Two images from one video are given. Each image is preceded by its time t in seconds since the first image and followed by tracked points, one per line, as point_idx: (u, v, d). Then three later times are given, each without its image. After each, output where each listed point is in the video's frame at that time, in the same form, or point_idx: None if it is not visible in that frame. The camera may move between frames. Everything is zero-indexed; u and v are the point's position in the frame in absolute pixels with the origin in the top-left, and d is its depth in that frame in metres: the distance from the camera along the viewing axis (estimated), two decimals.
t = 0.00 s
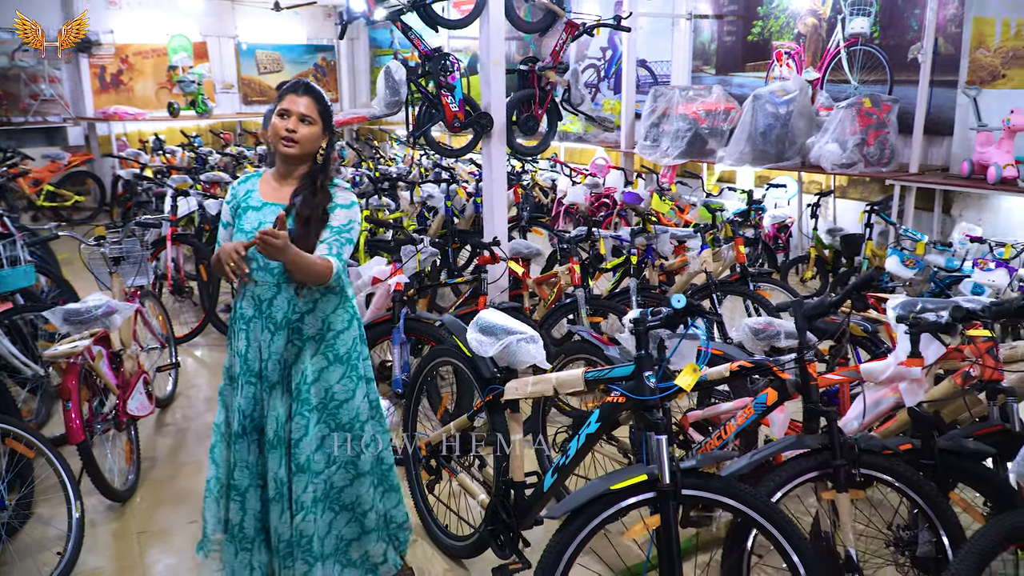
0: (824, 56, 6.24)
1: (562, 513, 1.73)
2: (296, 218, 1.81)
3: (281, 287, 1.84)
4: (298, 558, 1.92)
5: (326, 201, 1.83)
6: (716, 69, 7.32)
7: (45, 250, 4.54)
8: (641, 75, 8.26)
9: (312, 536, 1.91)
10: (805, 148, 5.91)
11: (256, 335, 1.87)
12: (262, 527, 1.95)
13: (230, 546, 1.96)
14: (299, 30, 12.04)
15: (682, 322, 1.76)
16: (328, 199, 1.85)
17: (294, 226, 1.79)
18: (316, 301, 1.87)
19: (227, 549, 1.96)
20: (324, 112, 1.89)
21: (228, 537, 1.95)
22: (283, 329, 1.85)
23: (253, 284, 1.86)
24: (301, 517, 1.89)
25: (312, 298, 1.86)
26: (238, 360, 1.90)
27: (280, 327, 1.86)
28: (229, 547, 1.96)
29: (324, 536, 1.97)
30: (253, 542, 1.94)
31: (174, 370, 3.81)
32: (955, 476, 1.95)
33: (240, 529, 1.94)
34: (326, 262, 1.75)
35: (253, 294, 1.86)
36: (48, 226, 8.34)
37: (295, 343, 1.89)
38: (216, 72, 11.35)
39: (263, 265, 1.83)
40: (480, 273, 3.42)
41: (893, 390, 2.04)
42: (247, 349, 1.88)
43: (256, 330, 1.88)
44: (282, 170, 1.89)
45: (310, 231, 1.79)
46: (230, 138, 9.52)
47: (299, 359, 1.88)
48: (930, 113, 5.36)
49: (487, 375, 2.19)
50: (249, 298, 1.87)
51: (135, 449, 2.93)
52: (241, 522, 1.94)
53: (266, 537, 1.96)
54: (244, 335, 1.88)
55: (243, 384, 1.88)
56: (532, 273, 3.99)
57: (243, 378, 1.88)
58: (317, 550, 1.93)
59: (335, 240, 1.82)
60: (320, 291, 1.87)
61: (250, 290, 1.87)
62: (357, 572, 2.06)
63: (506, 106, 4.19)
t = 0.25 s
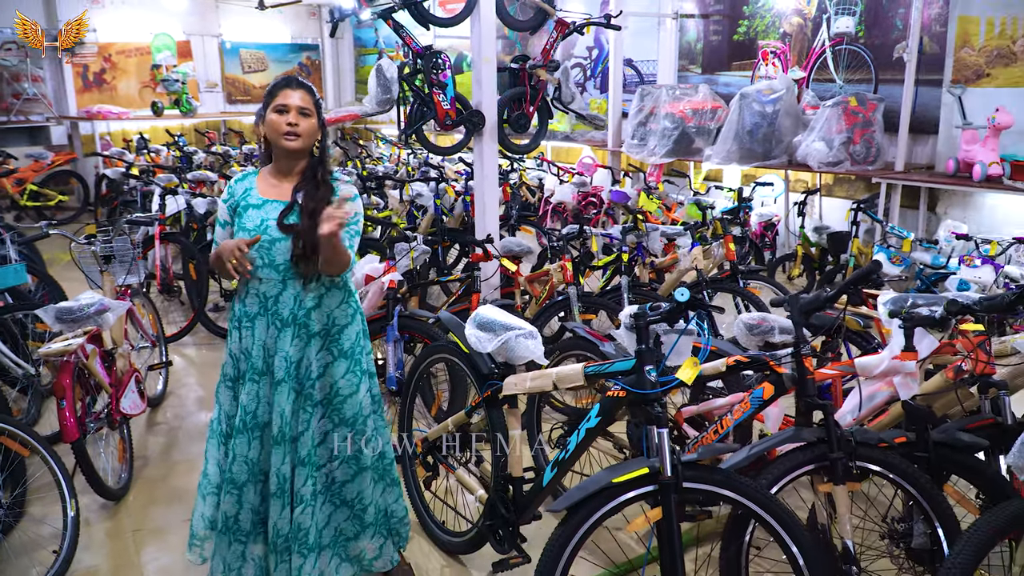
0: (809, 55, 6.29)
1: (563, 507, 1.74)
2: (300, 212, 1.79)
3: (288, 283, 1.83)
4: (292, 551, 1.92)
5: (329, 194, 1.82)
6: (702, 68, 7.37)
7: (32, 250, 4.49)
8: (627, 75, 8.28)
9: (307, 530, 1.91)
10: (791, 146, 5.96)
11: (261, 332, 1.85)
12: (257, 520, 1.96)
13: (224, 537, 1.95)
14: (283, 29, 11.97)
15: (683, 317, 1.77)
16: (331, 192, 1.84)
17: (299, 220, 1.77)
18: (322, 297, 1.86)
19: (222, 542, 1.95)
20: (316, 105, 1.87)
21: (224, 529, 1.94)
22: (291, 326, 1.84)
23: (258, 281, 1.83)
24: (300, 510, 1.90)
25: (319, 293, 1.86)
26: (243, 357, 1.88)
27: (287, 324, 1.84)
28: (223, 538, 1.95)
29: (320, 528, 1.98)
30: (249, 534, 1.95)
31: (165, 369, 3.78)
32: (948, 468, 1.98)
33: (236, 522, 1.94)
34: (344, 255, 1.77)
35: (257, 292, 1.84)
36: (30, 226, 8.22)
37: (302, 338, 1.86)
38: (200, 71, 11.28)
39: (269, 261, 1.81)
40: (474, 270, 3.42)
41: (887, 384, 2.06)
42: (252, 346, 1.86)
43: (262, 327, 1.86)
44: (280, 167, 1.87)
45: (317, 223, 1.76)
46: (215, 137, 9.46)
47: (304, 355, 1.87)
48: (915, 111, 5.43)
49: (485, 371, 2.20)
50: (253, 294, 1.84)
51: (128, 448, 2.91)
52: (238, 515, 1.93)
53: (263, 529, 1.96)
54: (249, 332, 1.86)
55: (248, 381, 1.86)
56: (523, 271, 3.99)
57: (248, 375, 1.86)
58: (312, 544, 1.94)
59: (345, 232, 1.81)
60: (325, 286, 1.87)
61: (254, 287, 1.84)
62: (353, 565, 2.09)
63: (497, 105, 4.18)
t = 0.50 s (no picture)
0: (797, 54, 6.34)
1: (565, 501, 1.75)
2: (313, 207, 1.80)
3: (307, 279, 1.83)
4: (303, 546, 1.90)
5: (342, 188, 1.83)
6: (691, 68, 7.41)
7: (21, 249, 4.47)
8: (616, 74, 8.31)
9: (319, 525, 1.90)
10: (780, 145, 5.99)
11: (280, 330, 1.85)
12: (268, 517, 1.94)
13: (235, 535, 1.93)
14: (270, 29, 11.93)
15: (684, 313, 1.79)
16: (342, 186, 1.85)
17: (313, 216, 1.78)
18: (339, 290, 1.88)
19: (234, 541, 1.93)
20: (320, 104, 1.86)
21: (236, 526, 1.92)
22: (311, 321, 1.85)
23: (275, 278, 1.83)
24: (315, 505, 1.89)
25: (336, 287, 1.87)
26: (260, 356, 1.87)
27: (307, 319, 1.86)
28: (234, 536, 1.93)
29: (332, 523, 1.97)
30: (262, 532, 1.94)
31: (158, 369, 3.77)
32: (943, 462, 2.01)
33: (249, 519, 1.92)
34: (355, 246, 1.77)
35: (276, 289, 1.83)
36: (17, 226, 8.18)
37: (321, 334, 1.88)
38: (186, 70, 11.23)
39: (288, 258, 1.81)
40: (469, 269, 3.42)
41: (884, 378, 2.09)
42: (270, 343, 1.85)
43: (281, 324, 1.85)
44: (286, 166, 1.86)
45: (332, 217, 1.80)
46: (203, 137, 9.42)
47: (325, 350, 1.88)
48: (903, 110, 5.50)
49: (484, 368, 2.24)
50: (272, 292, 1.83)
51: (124, 447, 2.92)
52: (251, 512, 1.92)
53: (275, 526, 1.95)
54: (267, 329, 1.85)
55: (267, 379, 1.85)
56: (517, 269, 4.00)
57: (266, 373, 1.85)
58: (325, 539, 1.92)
59: (359, 223, 1.86)
60: (342, 280, 1.88)
61: (271, 285, 1.83)
62: (361, 559, 2.07)
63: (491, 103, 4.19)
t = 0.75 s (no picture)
0: (792, 55, 6.37)
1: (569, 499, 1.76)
2: (325, 207, 1.88)
3: (321, 277, 1.89)
4: (327, 547, 1.98)
5: (353, 189, 1.91)
6: (686, 68, 7.43)
7: (17, 248, 4.47)
8: (611, 74, 8.32)
9: (341, 526, 1.97)
10: (775, 145, 5.99)
11: (295, 330, 1.91)
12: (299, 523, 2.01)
13: (270, 549, 1.99)
14: (263, 28, 11.90)
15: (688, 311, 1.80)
16: (353, 186, 1.93)
17: (327, 219, 1.87)
18: (351, 290, 1.94)
19: (268, 554, 1.98)
20: (332, 105, 1.90)
21: (271, 540, 1.98)
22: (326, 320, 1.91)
23: (287, 279, 1.88)
24: (337, 506, 1.97)
25: (348, 286, 1.93)
26: (273, 357, 1.91)
27: (321, 318, 1.91)
28: (270, 549, 1.98)
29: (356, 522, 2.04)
30: (298, 541, 2.00)
31: (156, 368, 3.78)
32: (944, 460, 2.02)
33: (284, 530, 1.99)
34: (369, 249, 1.86)
35: (288, 289, 1.88)
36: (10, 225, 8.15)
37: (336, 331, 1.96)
38: (180, 69, 11.18)
39: (301, 258, 1.86)
40: (468, 268, 3.43)
41: (884, 377, 2.10)
42: (287, 345, 1.91)
43: (295, 325, 1.91)
44: (296, 165, 1.91)
45: (344, 222, 1.88)
46: (197, 136, 9.40)
47: (340, 348, 1.95)
48: (897, 111, 5.53)
49: (486, 367, 2.25)
50: (285, 293, 1.88)
51: (123, 446, 2.94)
52: (283, 521, 1.98)
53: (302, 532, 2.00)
54: (281, 331, 1.90)
55: (285, 380, 1.92)
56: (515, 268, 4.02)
57: (284, 375, 1.92)
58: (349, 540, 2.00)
59: (373, 224, 1.93)
60: (354, 278, 1.93)
61: (284, 285, 1.88)
62: (382, 559, 2.15)
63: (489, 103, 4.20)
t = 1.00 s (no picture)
0: (791, 54, 6.39)
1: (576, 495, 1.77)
2: (340, 206, 1.89)
3: (335, 274, 1.90)
4: (347, 544, 2.02)
5: (369, 189, 1.93)
6: (684, 67, 7.44)
7: (18, 248, 4.48)
8: (610, 74, 8.33)
9: (360, 522, 2.01)
10: (774, 144, 6.00)
11: (309, 327, 1.92)
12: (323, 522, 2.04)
13: (297, 548, 2.01)
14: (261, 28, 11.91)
15: (692, 309, 1.82)
16: (370, 187, 1.95)
17: (343, 216, 1.88)
18: (366, 287, 1.95)
19: (295, 554, 2.01)
20: (347, 106, 1.90)
21: (297, 541, 2.00)
22: (340, 317, 1.93)
23: (300, 277, 1.89)
24: (356, 503, 2.00)
25: (362, 283, 1.94)
26: (288, 355, 1.92)
27: (335, 316, 1.93)
28: (297, 549, 2.01)
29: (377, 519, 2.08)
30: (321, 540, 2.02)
31: (158, 367, 3.79)
32: (946, 456, 2.04)
33: (309, 529, 2.01)
34: (386, 251, 1.89)
35: (302, 287, 1.89)
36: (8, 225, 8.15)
37: (350, 329, 1.97)
38: (178, 69, 11.18)
39: (314, 255, 1.88)
40: (470, 267, 3.44)
41: (885, 374, 2.11)
42: (302, 344, 1.92)
43: (308, 322, 1.92)
44: (311, 165, 1.92)
45: (360, 221, 1.90)
46: (195, 136, 9.40)
47: (355, 346, 1.98)
48: (896, 110, 5.56)
49: (491, 365, 2.25)
50: (298, 290, 1.89)
51: (127, 445, 2.95)
52: (304, 520, 2.00)
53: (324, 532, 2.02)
54: (296, 329, 1.92)
55: (301, 378, 1.94)
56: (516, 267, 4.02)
57: (300, 373, 1.93)
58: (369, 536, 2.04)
59: (389, 227, 1.96)
60: (368, 276, 1.95)
61: (297, 282, 1.89)
62: (400, 556, 2.22)
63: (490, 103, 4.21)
